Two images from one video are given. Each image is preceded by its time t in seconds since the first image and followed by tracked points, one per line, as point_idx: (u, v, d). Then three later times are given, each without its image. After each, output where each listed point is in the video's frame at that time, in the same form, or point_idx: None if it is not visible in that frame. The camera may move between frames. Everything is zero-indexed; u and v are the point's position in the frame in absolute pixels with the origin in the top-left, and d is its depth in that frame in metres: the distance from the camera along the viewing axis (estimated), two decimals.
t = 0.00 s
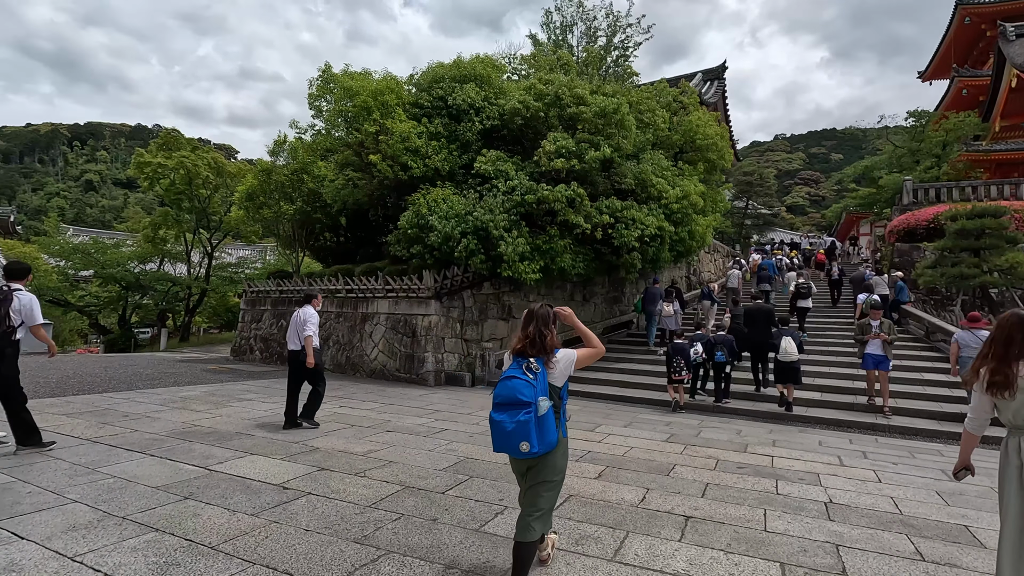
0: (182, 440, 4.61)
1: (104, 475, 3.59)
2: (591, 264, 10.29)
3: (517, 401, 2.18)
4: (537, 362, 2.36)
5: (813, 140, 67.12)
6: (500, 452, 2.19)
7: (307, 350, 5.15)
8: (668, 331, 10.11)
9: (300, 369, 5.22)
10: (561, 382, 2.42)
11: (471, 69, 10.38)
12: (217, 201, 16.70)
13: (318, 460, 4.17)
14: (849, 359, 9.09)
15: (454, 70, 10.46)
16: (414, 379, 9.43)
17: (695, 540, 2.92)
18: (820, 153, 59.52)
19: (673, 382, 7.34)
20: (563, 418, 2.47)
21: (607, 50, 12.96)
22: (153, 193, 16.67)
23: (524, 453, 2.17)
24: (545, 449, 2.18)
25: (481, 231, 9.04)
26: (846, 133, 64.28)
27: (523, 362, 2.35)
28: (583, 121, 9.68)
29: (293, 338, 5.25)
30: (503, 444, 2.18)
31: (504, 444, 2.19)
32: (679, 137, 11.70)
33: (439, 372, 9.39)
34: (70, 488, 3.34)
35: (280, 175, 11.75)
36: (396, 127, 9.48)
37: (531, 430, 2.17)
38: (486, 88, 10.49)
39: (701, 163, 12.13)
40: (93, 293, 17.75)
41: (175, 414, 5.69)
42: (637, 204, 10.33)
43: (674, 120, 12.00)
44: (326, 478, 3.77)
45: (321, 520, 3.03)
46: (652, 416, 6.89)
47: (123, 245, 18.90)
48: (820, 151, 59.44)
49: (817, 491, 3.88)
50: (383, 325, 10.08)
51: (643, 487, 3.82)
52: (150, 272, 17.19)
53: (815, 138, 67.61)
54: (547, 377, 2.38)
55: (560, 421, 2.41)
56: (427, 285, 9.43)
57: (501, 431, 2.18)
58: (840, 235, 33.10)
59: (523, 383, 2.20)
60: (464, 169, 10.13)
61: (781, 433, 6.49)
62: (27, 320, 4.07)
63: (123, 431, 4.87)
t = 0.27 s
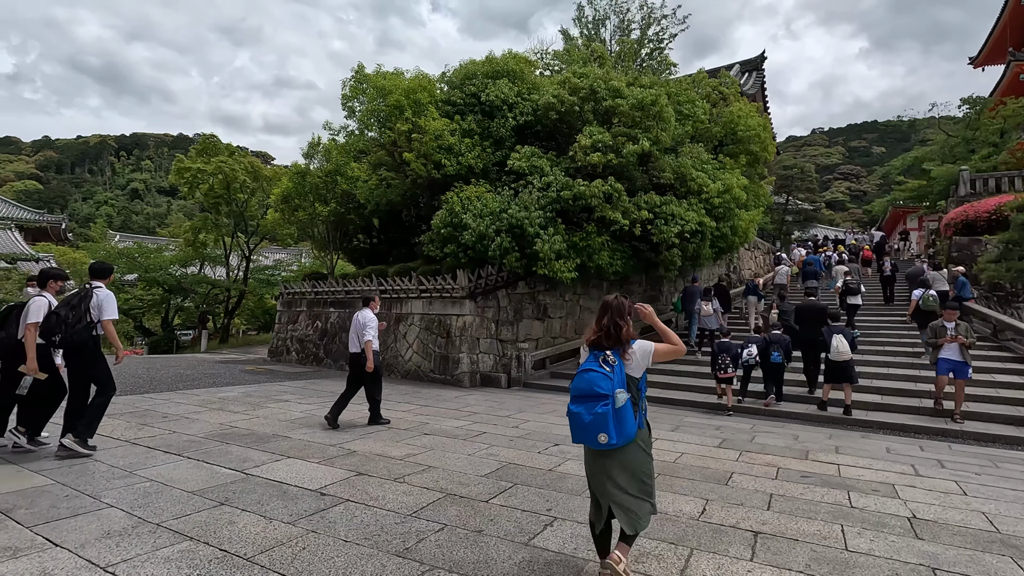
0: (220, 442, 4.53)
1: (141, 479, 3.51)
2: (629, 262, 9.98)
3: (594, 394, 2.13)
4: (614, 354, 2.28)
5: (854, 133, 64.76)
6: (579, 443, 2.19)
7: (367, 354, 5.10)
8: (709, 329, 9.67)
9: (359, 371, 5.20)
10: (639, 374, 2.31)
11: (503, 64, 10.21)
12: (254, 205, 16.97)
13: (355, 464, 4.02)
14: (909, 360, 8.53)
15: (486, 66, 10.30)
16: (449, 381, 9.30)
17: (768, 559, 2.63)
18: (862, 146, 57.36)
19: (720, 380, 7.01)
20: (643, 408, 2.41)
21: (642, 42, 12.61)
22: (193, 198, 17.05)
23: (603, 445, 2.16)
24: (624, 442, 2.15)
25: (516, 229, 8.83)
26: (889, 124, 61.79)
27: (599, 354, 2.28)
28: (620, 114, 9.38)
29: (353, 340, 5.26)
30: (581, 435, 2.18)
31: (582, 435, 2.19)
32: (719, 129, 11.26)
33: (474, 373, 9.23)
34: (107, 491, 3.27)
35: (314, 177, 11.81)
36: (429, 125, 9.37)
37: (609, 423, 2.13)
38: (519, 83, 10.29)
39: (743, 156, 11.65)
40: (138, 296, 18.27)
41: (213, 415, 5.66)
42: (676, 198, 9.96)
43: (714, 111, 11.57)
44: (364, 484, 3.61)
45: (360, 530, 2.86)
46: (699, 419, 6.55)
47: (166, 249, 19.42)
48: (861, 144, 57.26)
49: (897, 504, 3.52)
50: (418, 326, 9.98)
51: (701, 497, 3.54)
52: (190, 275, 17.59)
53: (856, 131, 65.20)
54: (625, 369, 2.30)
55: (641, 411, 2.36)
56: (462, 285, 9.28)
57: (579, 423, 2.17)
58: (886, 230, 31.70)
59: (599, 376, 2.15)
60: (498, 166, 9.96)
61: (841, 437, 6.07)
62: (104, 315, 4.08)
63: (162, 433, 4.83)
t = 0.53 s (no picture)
0: (263, 448, 4.45)
1: (185, 487, 3.43)
2: (674, 261, 9.60)
3: (696, 410, 2.09)
4: (715, 372, 2.21)
5: (905, 125, 61.80)
6: (678, 459, 2.13)
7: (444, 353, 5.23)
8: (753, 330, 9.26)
9: (430, 372, 5.28)
10: (738, 393, 2.26)
11: (543, 60, 9.99)
12: (295, 208, 17.24)
13: (400, 474, 3.86)
14: (985, 365, 7.87)
15: (525, 62, 10.09)
16: (490, 384, 9.18)
17: None
18: (914, 138, 54.68)
19: (777, 380, 6.57)
20: (740, 430, 2.34)
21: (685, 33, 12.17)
22: (237, 202, 17.45)
23: (703, 463, 2.10)
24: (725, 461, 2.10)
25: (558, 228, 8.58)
26: (944, 115, 58.70)
27: (699, 371, 2.22)
28: (665, 107, 9.02)
29: (422, 341, 5.35)
30: (680, 452, 2.12)
31: (681, 452, 2.13)
32: (769, 120, 10.74)
33: (515, 376, 9.08)
34: (150, 500, 3.18)
35: (354, 179, 11.85)
36: (468, 123, 9.23)
37: (712, 441, 2.08)
38: (559, 79, 10.06)
39: (794, 148, 11.09)
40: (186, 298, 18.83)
41: (256, 419, 5.62)
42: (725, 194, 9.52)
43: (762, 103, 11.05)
44: (410, 496, 3.44)
45: (408, 550, 2.67)
46: (756, 427, 6.16)
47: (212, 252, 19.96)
48: (913, 136, 54.58)
49: (1003, 533, 3.12)
50: (457, 328, 9.90)
51: (774, 518, 3.22)
52: (235, 276, 18.01)
53: (907, 122, 62.21)
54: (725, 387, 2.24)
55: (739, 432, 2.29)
56: (502, 286, 9.10)
57: (678, 439, 2.12)
58: (944, 226, 30.00)
59: (703, 392, 2.10)
60: (538, 164, 9.75)
61: (916, 450, 5.58)
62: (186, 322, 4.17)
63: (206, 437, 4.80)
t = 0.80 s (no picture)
0: (306, 451, 4.38)
1: (228, 491, 3.35)
2: (724, 261, 9.19)
3: (809, 407, 2.12)
4: (824, 370, 2.24)
5: (965, 116, 58.39)
6: (791, 458, 2.16)
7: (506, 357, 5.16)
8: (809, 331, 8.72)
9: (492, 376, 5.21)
10: (847, 393, 2.28)
11: (585, 55, 9.74)
12: (336, 210, 17.47)
13: (444, 482, 3.70)
14: None
15: (567, 58, 9.87)
16: (531, 386, 8.96)
17: None
18: (976, 130, 51.60)
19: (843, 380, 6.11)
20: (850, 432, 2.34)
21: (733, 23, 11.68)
22: (281, 205, 17.82)
23: (819, 461, 2.11)
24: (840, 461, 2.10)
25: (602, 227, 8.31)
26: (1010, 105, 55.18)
27: (808, 368, 2.25)
28: (714, 99, 8.61)
29: (485, 345, 5.28)
30: (794, 451, 2.14)
31: (794, 450, 2.15)
32: (825, 111, 10.17)
33: (557, 379, 8.83)
34: (193, 504, 3.12)
35: (394, 180, 11.87)
36: (509, 121, 9.07)
37: (827, 439, 2.10)
38: (601, 74, 9.78)
39: (853, 140, 10.47)
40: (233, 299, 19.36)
41: (299, 420, 5.59)
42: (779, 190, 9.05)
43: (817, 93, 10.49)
44: (455, 506, 3.27)
45: (457, 566, 2.49)
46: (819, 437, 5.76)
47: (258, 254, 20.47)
48: (975, 128, 51.51)
49: None
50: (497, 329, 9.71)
51: (856, 542, 2.90)
52: (279, 278, 18.40)
53: (967, 114, 58.80)
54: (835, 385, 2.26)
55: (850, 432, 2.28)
56: (543, 286, 8.89)
57: (791, 436, 2.14)
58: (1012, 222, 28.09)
59: (815, 389, 2.13)
60: (580, 162, 9.52)
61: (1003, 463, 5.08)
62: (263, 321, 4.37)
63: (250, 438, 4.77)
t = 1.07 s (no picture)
0: (343, 458, 4.24)
1: (264, 500, 3.22)
2: (775, 260, 8.71)
3: (936, 424, 1.93)
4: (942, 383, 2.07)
5: None
6: (920, 481, 1.96)
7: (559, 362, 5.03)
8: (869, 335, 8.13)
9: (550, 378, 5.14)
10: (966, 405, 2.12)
11: (625, 48, 9.43)
12: (373, 213, 17.56)
13: (486, 494, 3.48)
14: None
15: (606, 52, 9.58)
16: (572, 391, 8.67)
17: None
18: None
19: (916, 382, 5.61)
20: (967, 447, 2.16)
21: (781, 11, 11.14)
22: (319, 209, 18.05)
23: (953, 483, 1.92)
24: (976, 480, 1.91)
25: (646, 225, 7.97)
26: None
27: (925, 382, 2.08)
28: (764, 89, 8.17)
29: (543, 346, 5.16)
30: (924, 473, 1.95)
31: (925, 473, 1.95)
32: (884, 100, 9.55)
33: (598, 383, 8.52)
34: (228, 514, 2.99)
35: (431, 181, 11.79)
36: (547, 117, 8.82)
37: (961, 458, 1.92)
38: (642, 67, 9.44)
39: (914, 130, 9.80)
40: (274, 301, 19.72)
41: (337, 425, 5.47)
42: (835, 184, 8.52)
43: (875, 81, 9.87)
44: (500, 522, 3.04)
45: None
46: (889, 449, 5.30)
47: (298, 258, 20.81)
48: None
49: None
50: (535, 332, 9.45)
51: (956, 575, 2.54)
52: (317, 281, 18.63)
53: None
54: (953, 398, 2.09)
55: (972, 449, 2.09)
56: (583, 287, 8.59)
57: (919, 458, 1.95)
58: None
59: (940, 405, 1.95)
60: (621, 158, 9.21)
61: None
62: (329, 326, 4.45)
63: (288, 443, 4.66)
